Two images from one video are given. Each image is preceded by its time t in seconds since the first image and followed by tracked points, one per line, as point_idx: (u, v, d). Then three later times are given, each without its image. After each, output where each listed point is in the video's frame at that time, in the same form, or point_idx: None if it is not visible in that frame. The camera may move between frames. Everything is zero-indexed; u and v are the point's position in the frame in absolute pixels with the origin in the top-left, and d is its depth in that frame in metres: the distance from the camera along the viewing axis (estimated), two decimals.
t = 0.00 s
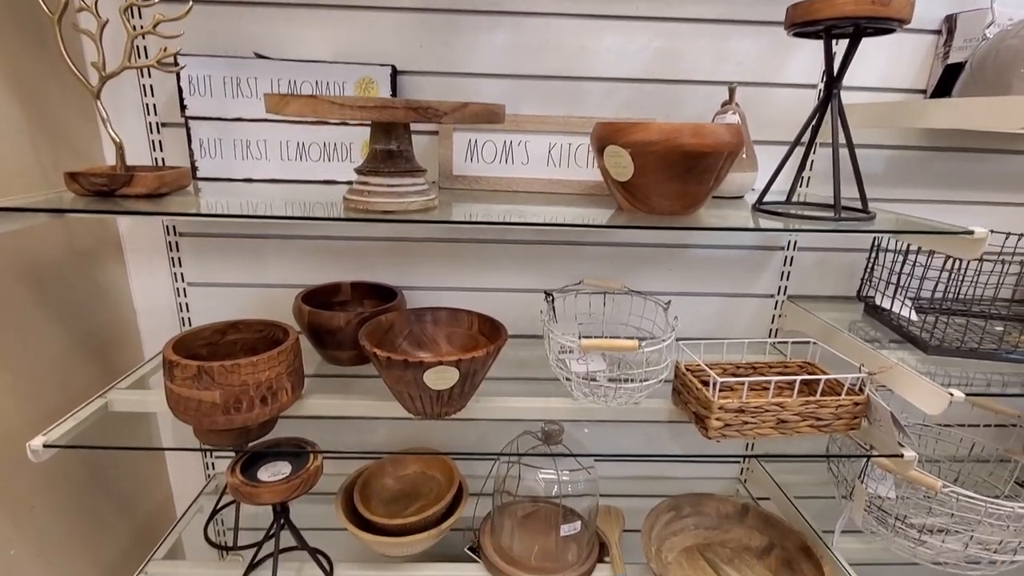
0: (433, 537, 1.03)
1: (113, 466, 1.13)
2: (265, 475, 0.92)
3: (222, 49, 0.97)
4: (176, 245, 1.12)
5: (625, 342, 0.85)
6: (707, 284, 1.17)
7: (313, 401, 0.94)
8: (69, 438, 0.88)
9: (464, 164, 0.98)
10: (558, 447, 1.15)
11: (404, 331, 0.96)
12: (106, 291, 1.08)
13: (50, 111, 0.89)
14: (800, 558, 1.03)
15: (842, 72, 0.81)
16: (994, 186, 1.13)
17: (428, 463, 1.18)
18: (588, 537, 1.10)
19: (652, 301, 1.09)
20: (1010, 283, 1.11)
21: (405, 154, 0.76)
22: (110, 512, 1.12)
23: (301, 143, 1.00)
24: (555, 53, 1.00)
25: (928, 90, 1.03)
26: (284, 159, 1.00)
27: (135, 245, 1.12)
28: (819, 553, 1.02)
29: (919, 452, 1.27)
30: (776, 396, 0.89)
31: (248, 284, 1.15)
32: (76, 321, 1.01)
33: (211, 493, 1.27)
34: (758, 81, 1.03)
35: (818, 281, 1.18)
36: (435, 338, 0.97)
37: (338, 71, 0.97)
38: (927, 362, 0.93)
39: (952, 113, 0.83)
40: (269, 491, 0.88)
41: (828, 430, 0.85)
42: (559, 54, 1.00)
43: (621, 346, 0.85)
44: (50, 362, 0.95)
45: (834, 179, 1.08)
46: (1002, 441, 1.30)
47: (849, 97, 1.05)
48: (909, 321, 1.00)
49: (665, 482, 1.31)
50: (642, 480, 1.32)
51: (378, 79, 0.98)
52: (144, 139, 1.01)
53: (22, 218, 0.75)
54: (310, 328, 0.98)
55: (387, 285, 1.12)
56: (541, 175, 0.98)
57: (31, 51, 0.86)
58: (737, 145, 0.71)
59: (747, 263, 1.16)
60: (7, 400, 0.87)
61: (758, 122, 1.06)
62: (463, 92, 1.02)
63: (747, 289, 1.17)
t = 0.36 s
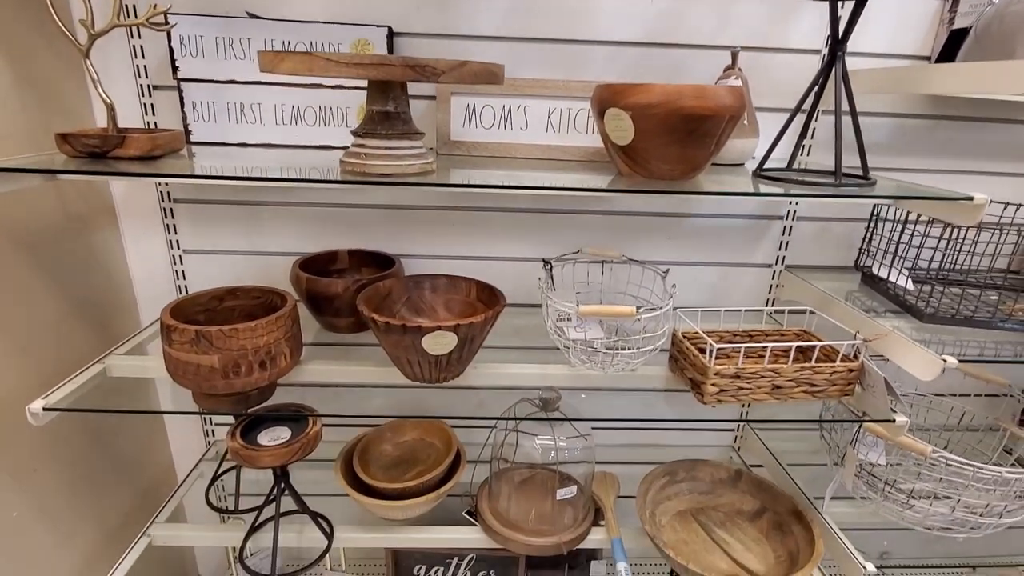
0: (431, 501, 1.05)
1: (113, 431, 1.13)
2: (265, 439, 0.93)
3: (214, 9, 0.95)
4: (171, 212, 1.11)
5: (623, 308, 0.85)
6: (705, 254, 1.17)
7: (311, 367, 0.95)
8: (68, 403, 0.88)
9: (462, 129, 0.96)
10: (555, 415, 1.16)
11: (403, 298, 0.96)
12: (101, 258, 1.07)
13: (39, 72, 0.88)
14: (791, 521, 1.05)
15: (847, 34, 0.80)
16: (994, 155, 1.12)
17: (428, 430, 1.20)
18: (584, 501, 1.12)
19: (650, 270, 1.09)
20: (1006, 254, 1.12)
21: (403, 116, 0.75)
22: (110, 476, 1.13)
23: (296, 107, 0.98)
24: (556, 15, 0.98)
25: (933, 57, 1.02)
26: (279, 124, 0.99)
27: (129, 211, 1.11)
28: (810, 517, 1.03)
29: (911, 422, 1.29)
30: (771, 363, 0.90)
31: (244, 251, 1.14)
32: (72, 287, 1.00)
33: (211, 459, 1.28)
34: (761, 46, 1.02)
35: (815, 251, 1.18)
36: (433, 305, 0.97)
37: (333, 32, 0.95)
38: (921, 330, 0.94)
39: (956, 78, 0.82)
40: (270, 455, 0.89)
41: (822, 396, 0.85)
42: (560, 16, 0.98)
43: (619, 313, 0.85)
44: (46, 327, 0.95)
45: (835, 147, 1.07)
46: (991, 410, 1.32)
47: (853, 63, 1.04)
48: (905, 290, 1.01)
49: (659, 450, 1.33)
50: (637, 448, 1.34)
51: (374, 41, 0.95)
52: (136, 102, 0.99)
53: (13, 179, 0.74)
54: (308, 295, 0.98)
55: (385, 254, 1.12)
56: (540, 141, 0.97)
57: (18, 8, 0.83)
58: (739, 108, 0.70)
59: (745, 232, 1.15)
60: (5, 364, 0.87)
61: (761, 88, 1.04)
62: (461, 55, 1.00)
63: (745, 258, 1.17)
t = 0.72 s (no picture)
0: (431, 476, 1.06)
1: (113, 407, 1.14)
2: (266, 414, 0.93)
3: None
4: (167, 188, 1.10)
5: (622, 283, 0.85)
6: (704, 232, 1.17)
7: (310, 343, 0.95)
8: (69, 377, 0.88)
9: (461, 104, 0.95)
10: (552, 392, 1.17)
11: (401, 275, 0.96)
12: (97, 235, 1.06)
13: (29, 43, 0.86)
14: (786, 496, 1.06)
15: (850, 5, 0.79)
16: (995, 133, 1.11)
17: (428, 407, 1.21)
18: (582, 476, 1.14)
19: (649, 247, 1.09)
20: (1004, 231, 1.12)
21: (401, 88, 0.75)
22: (111, 452, 1.14)
23: (292, 81, 0.97)
24: None
25: (937, 32, 1.01)
26: (275, 98, 0.98)
27: (125, 188, 1.10)
28: (804, 491, 1.05)
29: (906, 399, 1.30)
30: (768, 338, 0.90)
31: (241, 228, 1.14)
32: (69, 263, 1.00)
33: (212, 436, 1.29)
34: (763, 20, 1.00)
35: (815, 229, 1.17)
36: (432, 281, 0.97)
37: (329, 4, 0.93)
38: (918, 307, 0.95)
39: (959, 50, 0.81)
40: (270, 430, 0.90)
41: (818, 371, 0.86)
42: None
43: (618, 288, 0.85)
44: (44, 303, 0.95)
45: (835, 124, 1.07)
46: (985, 387, 1.33)
47: (856, 38, 1.03)
48: (903, 268, 1.01)
49: (656, 427, 1.34)
50: (635, 425, 1.35)
51: (371, 13, 0.94)
52: (130, 76, 0.98)
53: (7, 152, 0.73)
54: (305, 272, 0.98)
55: (383, 231, 1.11)
56: (539, 116, 0.96)
57: None
58: (741, 81, 0.69)
59: (745, 210, 1.15)
60: (4, 340, 0.87)
61: (762, 63, 1.03)
62: (460, 28, 0.98)
63: (744, 236, 1.17)
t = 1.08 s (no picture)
0: (431, 448, 1.07)
1: (114, 380, 1.14)
2: (266, 386, 0.93)
3: None
4: (163, 160, 1.09)
5: (623, 254, 0.84)
6: (705, 206, 1.16)
7: (309, 315, 0.95)
8: (69, 348, 0.88)
9: (460, 73, 0.94)
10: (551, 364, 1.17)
11: (401, 247, 0.96)
12: (93, 206, 1.05)
13: (19, 8, 0.84)
14: (783, 467, 1.07)
15: None
16: (1001, 105, 1.10)
17: (427, 380, 1.21)
18: (581, 449, 1.14)
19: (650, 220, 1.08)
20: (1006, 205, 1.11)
21: (399, 55, 0.74)
22: (113, 424, 1.14)
23: (288, 50, 0.95)
24: None
25: None
26: (271, 67, 0.96)
27: (120, 160, 1.09)
28: (801, 463, 1.06)
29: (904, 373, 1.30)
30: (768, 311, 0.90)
31: (239, 201, 1.13)
32: (65, 235, 0.99)
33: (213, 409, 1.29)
34: None
35: (816, 202, 1.17)
36: (432, 254, 0.97)
37: None
38: (919, 280, 0.94)
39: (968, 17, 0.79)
40: (272, 401, 0.90)
41: (818, 343, 0.86)
42: None
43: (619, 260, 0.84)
44: (41, 274, 0.94)
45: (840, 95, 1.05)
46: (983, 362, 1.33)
47: (863, 6, 1.01)
48: (904, 241, 1.00)
49: (655, 400, 1.35)
50: (634, 399, 1.36)
51: None
52: (123, 44, 0.96)
53: None
54: (304, 244, 0.97)
55: (382, 204, 1.10)
56: (539, 86, 0.95)
57: None
58: (747, 47, 0.68)
59: (747, 183, 1.14)
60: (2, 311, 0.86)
61: (767, 32, 1.01)
62: None
63: (745, 210, 1.16)
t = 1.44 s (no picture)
0: (432, 427, 1.07)
1: (113, 358, 1.14)
2: (266, 364, 0.93)
3: None
4: (159, 137, 1.08)
5: (625, 231, 0.83)
6: (708, 183, 1.15)
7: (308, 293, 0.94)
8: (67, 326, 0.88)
9: (460, 46, 0.92)
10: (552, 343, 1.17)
11: (400, 225, 0.95)
12: (88, 184, 1.04)
13: None
14: (782, 445, 1.07)
15: None
16: (1009, 81, 1.08)
17: (428, 359, 1.21)
18: (582, 427, 1.15)
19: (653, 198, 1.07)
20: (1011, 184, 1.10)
21: (397, 26, 0.73)
22: (114, 402, 1.14)
23: (284, 22, 0.94)
24: None
25: None
26: (267, 41, 0.94)
27: (115, 137, 1.07)
28: (800, 440, 1.06)
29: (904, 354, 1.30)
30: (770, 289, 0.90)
31: (237, 178, 1.11)
32: (60, 212, 0.98)
33: (214, 389, 1.29)
34: None
35: (820, 181, 1.15)
36: (431, 232, 0.96)
37: None
38: (923, 258, 0.94)
39: None
40: (272, 379, 0.90)
41: (820, 320, 0.86)
42: None
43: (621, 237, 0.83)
44: (37, 251, 0.93)
45: (846, 70, 1.04)
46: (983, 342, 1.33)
47: None
48: (908, 219, 1.00)
49: (655, 379, 1.35)
50: (634, 378, 1.36)
51: None
52: (116, 17, 0.94)
53: None
54: (303, 222, 0.96)
55: (381, 182, 1.09)
56: (541, 60, 0.93)
57: None
58: (753, 17, 0.67)
59: (750, 161, 1.13)
60: None
61: (773, 5, 0.99)
62: None
63: (748, 188, 1.15)
